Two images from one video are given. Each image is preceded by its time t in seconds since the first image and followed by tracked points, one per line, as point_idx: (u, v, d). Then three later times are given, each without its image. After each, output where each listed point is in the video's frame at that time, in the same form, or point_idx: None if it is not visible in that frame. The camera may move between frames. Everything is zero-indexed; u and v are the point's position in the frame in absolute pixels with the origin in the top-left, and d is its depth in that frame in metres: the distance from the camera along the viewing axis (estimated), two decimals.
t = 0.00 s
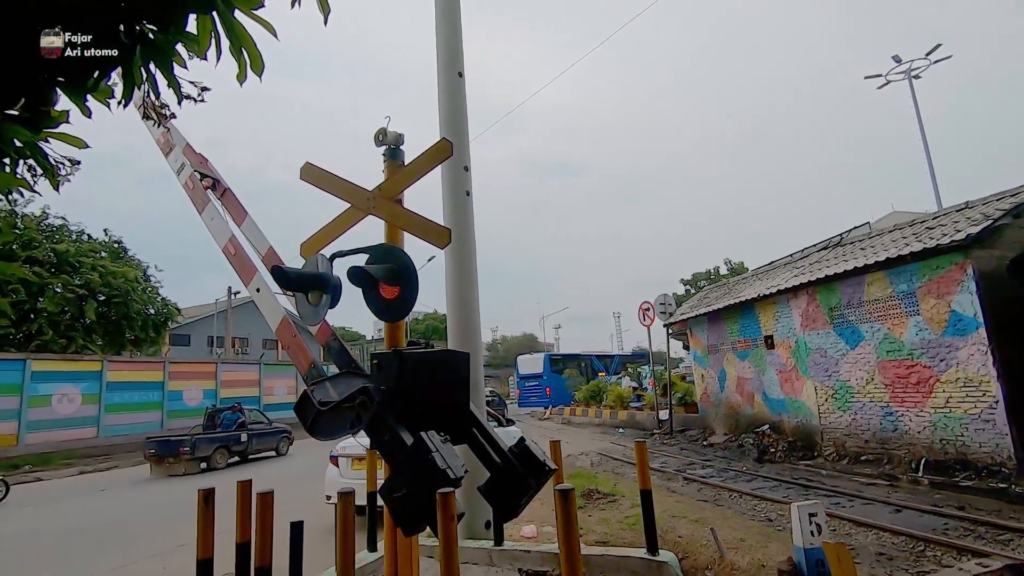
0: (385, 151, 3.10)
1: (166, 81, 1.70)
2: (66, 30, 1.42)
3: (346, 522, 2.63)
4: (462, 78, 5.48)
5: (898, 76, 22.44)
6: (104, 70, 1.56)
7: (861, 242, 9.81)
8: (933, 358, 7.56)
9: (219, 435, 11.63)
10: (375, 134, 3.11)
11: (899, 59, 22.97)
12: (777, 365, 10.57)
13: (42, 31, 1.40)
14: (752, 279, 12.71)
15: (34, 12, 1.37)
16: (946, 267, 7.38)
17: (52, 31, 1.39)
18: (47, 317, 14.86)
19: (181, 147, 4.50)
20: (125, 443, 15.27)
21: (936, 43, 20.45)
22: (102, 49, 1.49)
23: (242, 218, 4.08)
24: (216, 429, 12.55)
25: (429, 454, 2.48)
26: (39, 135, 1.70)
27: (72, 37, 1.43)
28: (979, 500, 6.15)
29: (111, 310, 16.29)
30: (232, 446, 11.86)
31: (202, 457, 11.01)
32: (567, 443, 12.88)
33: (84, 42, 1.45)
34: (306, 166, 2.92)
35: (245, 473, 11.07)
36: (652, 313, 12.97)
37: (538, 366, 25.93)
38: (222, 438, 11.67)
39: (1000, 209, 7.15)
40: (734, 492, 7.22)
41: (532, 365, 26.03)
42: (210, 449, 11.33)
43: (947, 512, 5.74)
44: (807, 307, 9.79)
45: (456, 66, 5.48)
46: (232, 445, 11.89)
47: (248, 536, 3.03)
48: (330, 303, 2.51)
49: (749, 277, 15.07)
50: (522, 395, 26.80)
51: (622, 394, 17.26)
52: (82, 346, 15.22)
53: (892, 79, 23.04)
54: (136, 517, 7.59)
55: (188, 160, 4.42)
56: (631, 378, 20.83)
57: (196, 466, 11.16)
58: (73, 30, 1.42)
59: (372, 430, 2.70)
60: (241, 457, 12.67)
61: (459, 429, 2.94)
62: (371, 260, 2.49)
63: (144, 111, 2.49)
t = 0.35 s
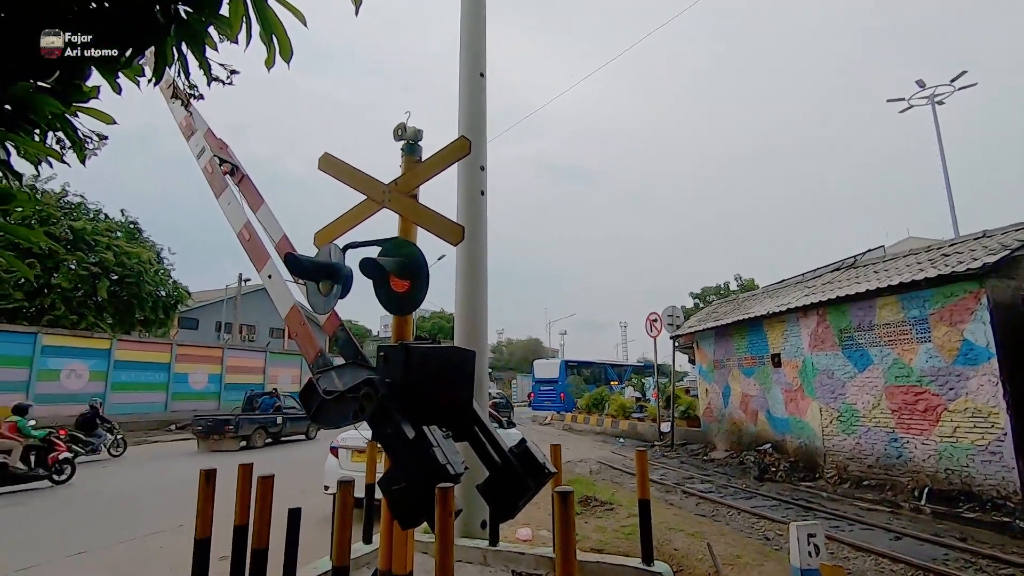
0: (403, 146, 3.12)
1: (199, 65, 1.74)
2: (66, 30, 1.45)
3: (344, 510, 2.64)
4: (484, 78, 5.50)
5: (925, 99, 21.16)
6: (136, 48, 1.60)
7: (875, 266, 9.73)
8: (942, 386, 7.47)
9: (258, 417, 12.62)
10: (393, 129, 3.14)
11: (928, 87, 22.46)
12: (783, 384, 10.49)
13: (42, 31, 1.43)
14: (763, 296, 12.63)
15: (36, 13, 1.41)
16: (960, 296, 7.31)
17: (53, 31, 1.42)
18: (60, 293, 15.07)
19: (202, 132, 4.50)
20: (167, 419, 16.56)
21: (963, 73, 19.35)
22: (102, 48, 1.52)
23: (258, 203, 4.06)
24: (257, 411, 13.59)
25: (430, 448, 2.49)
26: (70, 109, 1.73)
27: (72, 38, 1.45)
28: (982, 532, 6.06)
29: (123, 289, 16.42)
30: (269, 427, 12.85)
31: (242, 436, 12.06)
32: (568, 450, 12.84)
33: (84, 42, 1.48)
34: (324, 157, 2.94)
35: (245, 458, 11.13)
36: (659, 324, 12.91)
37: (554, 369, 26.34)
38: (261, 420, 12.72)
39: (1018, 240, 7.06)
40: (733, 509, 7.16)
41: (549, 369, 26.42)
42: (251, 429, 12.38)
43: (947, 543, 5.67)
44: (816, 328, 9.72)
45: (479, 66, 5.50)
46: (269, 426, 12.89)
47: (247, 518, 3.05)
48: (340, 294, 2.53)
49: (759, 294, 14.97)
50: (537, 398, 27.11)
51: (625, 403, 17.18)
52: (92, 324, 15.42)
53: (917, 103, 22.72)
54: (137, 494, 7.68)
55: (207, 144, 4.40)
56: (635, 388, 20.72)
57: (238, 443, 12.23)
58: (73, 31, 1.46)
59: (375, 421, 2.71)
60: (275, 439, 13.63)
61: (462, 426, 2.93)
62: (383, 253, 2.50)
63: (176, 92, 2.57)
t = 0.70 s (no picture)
0: (407, 140, 3.13)
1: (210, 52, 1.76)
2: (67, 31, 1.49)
3: (332, 499, 2.65)
4: (490, 76, 5.51)
5: (928, 117, 21.30)
6: (147, 31, 1.58)
7: (872, 280, 9.77)
8: (932, 404, 7.52)
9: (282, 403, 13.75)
10: (398, 122, 3.14)
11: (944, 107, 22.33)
12: (775, 395, 10.53)
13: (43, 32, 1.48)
14: (759, 306, 12.67)
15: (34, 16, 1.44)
16: (954, 314, 7.35)
17: (52, 31, 1.47)
18: (57, 270, 15.03)
19: (207, 117, 4.48)
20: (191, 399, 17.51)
21: (970, 91, 19.80)
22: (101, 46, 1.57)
23: (260, 189, 4.05)
24: (279, 398, 14.93)
25: (421, 443, 2.51)
26: (76, 88, 1.74)
27: (71, 38, 1.50)
28: (965, 550, 6.11)
29: (120, 270, 16.37)
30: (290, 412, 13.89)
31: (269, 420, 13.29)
32: (558, 450, 12.88)
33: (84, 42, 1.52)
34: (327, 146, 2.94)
35: (235, 443, 11.13)
36: (654, 329, 12.94)
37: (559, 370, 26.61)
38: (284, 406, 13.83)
39: (1014, 262, 7.11)
40: (718, 516, 7.20)
41: (554, 370, 26.82)
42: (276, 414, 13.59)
43: (930, 559, 5.71)
44: (810, 340, 9.75)
45: (485, 63, 5.51)
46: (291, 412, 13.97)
47: (236, 503, 3.06)
48: (338, 284, 2.53)
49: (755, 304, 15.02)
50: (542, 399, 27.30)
51: (617, 407, 17.22)
52: (88, 303, 15.38)
53: (921, 120, 22.71)
54: (127, 475, 7.70)
55: (211, 129, 4.39)
56: (628, 392, 20.75)
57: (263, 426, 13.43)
58: (74, 31, 1.49)
59: (367, 413, 2.71)
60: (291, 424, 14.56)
61: (453, 421, 2.94)
62: (382, 245, 2.51)
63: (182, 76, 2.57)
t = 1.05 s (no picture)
0: (401, 128, 3.10)
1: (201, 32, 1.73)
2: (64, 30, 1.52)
3: (318, 488, 2.63)
4: (487, 67, 5.47)
5: (919, 122, 21.34)
6: (137, 9, 1.55)
7: (859, 282, 9.87)
8: (914, 405, 7.62)
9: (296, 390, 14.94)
10: (393, 110, 3.11)
11: (997, 113, 20.70)
12: (761, 393, 10.63)
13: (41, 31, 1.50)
14: (747, 304, 12.76)
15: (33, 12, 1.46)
16: (939, 317, 7.44)
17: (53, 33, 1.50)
18: (41, 251, 14.80)
19: (197, 99, 4.40)
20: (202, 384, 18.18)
21: (959, 97, 19.79)
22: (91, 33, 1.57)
23: (250, 173, 4.00)
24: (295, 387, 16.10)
25: (408, 433, 2.50)
26: (62, 63, 1.70)
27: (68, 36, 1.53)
28: (942, 549, 6.22)
29: (106, 252, 16.15)
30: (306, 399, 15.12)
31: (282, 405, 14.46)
32: (545, 443, 12.93)
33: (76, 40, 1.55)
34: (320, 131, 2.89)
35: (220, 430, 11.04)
36: (644, 325, 12.99)
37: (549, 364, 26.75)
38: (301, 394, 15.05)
39: (999, 267, 7.21)
40: (702, 511, 7.28)
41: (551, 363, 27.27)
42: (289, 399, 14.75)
43: (908, 557, 5.80)
44: (797, 339, 9.84)
45: (482, 53, 5.46)
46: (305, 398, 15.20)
47: (219, 490, 3.04)
48: (328, 272, 2.50)
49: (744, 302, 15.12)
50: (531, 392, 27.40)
51: (604, 402, 17.29)
52: (72, 285, 15.17)
53: (912, 125, 22.87)
54: (110, 460, 7.63)
55: (201, 110, 4.31)
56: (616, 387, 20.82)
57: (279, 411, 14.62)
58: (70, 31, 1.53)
59: (354, 402, 2.70)
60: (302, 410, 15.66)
61: (441, 412, 2.93)
62: (374, 233, 2.48)
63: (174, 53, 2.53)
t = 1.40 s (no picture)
0: (396, 119, 3.07)
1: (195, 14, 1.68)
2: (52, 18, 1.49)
3: (308, 481, 2.60)
4: (483, 59, 5.43)
5: (910, 125, 23.04)
6: None
7: (848, 283, 9.96)
8: (900, 405, 7.70)
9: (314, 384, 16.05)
10: (388, 101, 3.07)
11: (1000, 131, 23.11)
12: (749, 391, 10.71)
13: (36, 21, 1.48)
14: (738, 303, 12.85)
15: None
16: (926, 319, 7.52)
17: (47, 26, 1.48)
18: (26, 238, 14.55)
19: (188, 86, 4.32)
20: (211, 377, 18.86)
21: (948, 101, 21.16)
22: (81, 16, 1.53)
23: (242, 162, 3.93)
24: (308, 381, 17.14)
25: (400, 427, 2.48)
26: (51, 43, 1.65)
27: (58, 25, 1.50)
28: (924, 547, 6.30)
29: (93, 240, 15.92)
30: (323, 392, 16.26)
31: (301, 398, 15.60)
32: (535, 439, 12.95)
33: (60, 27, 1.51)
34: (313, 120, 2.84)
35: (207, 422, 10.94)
36: (635, 322, 13.02)
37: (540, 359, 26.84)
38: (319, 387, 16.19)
39: (986, 270, 7.30)
40: (690, 507, 7.32)
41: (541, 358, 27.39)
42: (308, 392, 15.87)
43: (891, 555, 5.87)
44: (787, 338, 9.91)
45: (478, 46, 5.42)
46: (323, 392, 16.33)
47: (207, 482, 3.00)
48: (321, 264, 2.47)
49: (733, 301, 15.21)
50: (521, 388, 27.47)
51: (594, 398, 17.36)
52: (57, 273, 14.94)
53: (901, 129, 23.20)
54: (96, 450, 7.55)
55: (193, 98, 4.23)
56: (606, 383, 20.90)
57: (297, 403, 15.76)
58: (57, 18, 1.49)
59: (346, 395, 2.67)
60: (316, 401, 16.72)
61: (432, 406, 2.90)
62: (368, 225, 2.45)
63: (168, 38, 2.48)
